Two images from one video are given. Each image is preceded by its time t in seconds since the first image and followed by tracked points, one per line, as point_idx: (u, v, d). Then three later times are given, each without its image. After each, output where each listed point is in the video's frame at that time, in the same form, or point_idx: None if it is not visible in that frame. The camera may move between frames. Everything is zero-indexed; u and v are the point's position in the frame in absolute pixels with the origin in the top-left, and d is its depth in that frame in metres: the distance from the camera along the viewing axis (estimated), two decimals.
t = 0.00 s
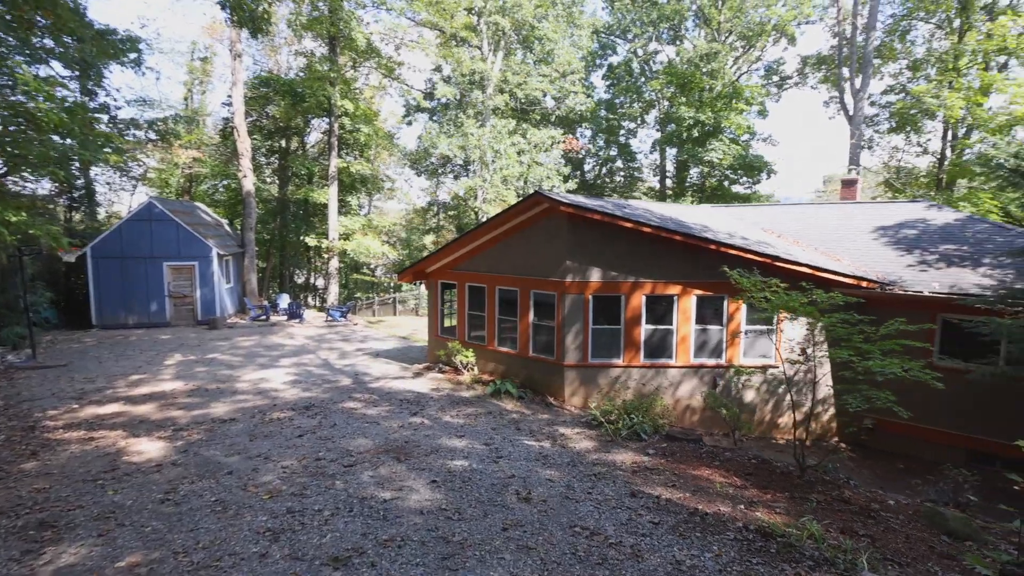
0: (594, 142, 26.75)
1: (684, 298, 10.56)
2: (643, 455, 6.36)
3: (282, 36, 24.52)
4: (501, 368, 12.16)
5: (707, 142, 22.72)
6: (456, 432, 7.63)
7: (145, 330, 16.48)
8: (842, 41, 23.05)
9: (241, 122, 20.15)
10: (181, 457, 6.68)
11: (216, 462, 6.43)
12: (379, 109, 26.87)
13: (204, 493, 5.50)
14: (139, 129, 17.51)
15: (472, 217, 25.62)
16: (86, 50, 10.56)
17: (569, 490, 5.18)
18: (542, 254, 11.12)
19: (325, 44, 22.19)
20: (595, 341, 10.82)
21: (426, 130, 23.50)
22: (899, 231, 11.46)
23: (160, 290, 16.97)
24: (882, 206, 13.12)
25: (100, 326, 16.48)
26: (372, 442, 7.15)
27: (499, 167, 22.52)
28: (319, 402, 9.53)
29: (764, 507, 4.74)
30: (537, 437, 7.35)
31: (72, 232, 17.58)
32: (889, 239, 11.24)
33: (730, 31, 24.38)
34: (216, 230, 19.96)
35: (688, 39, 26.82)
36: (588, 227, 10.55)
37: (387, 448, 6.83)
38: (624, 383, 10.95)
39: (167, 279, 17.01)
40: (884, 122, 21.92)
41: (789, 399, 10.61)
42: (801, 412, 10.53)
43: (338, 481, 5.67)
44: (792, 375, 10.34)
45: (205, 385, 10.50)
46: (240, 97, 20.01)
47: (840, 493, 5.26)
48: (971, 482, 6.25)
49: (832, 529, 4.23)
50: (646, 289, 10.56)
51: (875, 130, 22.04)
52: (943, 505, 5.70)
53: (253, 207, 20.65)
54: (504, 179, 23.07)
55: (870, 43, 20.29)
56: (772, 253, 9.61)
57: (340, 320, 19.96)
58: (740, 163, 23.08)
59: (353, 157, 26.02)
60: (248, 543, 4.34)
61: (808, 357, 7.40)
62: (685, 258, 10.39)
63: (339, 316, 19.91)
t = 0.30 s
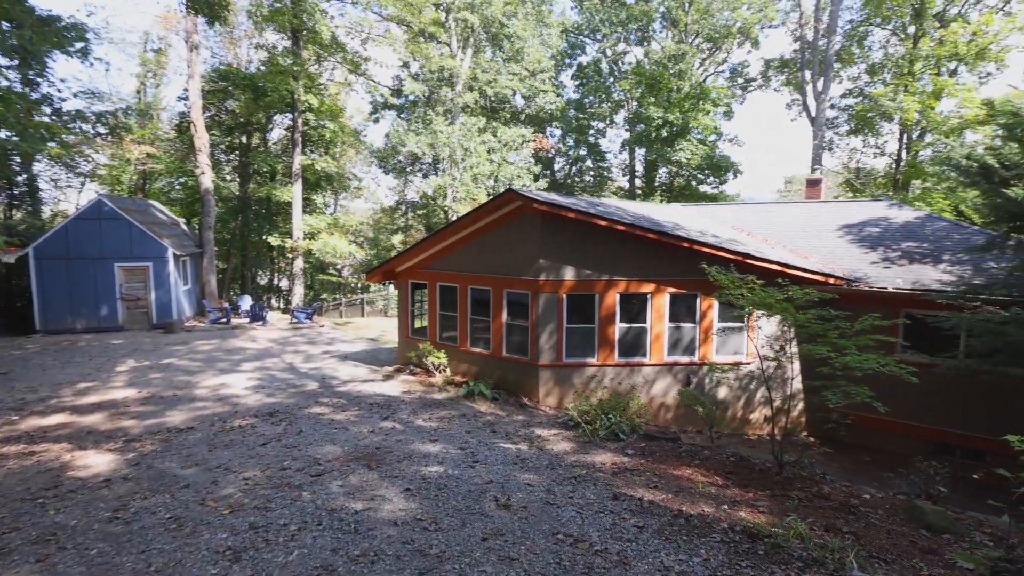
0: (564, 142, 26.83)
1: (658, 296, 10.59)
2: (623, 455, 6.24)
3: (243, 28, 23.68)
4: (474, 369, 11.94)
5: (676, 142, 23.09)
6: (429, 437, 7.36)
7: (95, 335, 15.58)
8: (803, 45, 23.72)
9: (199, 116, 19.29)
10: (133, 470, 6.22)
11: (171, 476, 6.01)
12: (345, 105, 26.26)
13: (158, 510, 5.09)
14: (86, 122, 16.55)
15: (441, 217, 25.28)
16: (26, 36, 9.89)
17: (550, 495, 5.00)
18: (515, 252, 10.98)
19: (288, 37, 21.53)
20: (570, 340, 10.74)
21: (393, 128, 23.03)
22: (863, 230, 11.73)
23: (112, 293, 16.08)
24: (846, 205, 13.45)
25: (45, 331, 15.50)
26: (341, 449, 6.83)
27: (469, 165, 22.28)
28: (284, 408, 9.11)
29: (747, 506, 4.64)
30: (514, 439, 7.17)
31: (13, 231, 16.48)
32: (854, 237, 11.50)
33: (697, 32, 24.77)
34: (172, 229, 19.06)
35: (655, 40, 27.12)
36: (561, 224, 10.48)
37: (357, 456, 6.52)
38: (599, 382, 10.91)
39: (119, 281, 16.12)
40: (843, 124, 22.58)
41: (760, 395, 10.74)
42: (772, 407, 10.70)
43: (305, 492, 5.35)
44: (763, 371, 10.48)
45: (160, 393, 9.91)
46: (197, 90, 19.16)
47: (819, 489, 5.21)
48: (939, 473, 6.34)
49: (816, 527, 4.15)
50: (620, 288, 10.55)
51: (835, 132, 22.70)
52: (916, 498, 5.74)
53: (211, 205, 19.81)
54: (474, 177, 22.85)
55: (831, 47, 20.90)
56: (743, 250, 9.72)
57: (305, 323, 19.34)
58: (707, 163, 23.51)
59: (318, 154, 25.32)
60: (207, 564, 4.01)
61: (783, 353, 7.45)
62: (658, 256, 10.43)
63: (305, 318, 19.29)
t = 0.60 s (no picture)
0: (534, 141, 26.80)
1: (631, 295, 10.59)
2: (603, 458, 6.13)
3: (201, 19, 22.77)
4: (446, 371, 11.69)
5: (645, 143, 23.41)
6: (403, 443, 7.10)
7: (40, 340, 14.63)
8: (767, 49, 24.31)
9: (153, 110, 18.39)
10: (81, 486, 5.76)
11: (124, 491, 5.58)
12: (309, 101, 25.52)
13: (108, 530, 4.70)
14: (28, 115, 15.55)
15: (411, 216, 24.87)
16: None
17: (531, 502, 4.83)
18: (488, 251, 10.80)
19: (249, 29, 20.79)
20: (544, 340, 10.63)
21: (361, 125, 22.49)
22: (829, 229, 11.98)
23: (58, 296, 15.14)
24: (811, 205, 13.72)
25: None
26: (309, 458, 6.50)
27: (439, 163, 21.98)
28: (247, 415, 8.67)
29: (732, 507, 4.57)
30: (490, 443, 6.98)
31: None
32: (821, 236, 11.71)
33: (665, 33, 25.06)
34: (125, 228, 18.13)
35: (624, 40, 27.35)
36: (535, 223, 10.34)
37: (326, 465, 6.21)
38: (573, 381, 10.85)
39: (66, 282, 15.20)
40: (805, 127, 23.20)
41: (733, 393, 10.83)
42: (743, 404, 10.86)
43: (271, 506, 5.03)
44: (735, 368, 10.59)
45: (112, 401, 9.31)
46: (151, 83, 18.25)
47: (799, 487, 5.19)
48: (911, 468, 6.43)
49: (801, 527, 4.10)
50: (594, 287, 10.51)
51: (797, 134, 23.29)
52: (891, 492, 5.80)
53: (167, 203, 18.91)
54: (444, 176, 22.56)
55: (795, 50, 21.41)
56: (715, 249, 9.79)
57: (269, 325, 18.68)
58: (675, 163, 23.84)
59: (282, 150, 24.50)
60: None
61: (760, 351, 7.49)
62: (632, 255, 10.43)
63: (268, 320, 18.61)
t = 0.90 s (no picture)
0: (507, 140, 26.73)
1: (609, 294, 10.57)
2: (587, 459, 6.02)
3: (160, 10, 21.89)
4: (422, 373, 11.45)
5: (618, 142, 23.66)
6: (380, 447, 6.85)
7: None
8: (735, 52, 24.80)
9: (109, 103, 17.54)
10: (30, 502, 5.34)
11: (79, 506, 5.20)
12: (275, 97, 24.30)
13: (61, 550, 4.34)
14: None
15: (383, 215, 24.45)
16: None
17: (517, 507, 4.67)
18: (464, 250, 10.61)
19: (212, 21, 20.06)
20: (522, 339, 10.51)
21: (330, 121, 21.96)
22: (800, 227, 12.19)
23: (6, 299, 14.28)
24: (782, 204, 13.96)
25: None
26: (281, 466, 6.20)
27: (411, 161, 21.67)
28: (213, 422, 8.26)
29: (721, 507, 4.51)
30: (471, 446, 6.80)
31: None
32: (792, 234, 11.91)
33: (637, 34, 25.30)
34: (79, 227, 17.23)
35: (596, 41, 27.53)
36: (512, 220, 10.21)
37: (299, 473, 5.92)
38: (552, 381, 10.77)
39: (15, 284, 14.35)
40: (773, 128, 23.72)
41: (709, 390, 10.91)
42: (720, 401, 10.97)
43: (241, 518, 4.74)
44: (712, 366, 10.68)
45: (65, 409, 8.76)
46: (107, 75, 17.42)
47: (785, 485, 5.18)
48: (887, 462, 6.54)
49: (792, 525, 4.06)
50: (572, 286, 10.44)
51: (765, 136, 23.80)
52: (871, 487, 5.87)
53: (125, 200, 18.07)
54: (417, 175, 22.25)
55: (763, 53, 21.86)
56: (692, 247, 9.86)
57: (235, 328, 18.02)
58: (648, 163, 24.06)
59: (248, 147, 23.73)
60: None
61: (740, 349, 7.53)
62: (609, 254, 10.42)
63: (234, 323, 17.96)
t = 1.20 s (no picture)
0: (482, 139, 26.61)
1: (590, 292, 10.53)
2: (575, 460, 5.91)
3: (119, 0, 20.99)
4: (399, 375, 11.18)
5: (593, 142, 23.88)
6: (360, 453, 6.59)
7: None
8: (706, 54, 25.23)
9: (64, 96, 16.67)
10: None
11: (34, 523, 4.82)
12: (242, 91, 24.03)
13: (14, 572, 3.99)
14: None
15: (355, 214, 23.97)
16: None
17: (508, 512, 4.51)
18: (443, 249, 10.41)
19: (175, 12, 19.31)
20: (503, 339, 10.37)
21: (300, 118, 21.40)
22: (775, 227, 12.36)
23: None
24: (756, 203, 14.15)
25: None
26: (256, 475, 5.90)
27: (385, 159, 21.27)
28: (180, 429, 7.85)
29: (715, 507, 4.44)
30: (455, 450, 6.62)
31: None
32: (768, 233, 12.07)
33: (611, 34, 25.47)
34: (31, 226, 16.31)
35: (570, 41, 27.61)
36: (491, 218, 10.06)
37: (275, 482, 5.63)
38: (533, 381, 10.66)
39: None
40: (744, 129, 24.18)
41: (689, 388, 10.94)
42: (699, 399, 11.05)
43: (215, 532, 4.45)
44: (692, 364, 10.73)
45: (17, 418, 8.21)
46: (61, 66, 16.55)
47: (774, 482, 5.16)
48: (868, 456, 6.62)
49: (789, 524, 4.01)
50: (553, 285, 10.35)
51: (736, 137, 24.24)
52: (855, 481, 5.91)
53: (82, 197, 17.22)
54: (391, 173, 21.89)
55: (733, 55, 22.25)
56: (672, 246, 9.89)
57: (200, 331, 17.34)
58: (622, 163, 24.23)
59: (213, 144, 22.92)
60: None
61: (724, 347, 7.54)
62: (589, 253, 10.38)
63: (200, 325, 17.28)
